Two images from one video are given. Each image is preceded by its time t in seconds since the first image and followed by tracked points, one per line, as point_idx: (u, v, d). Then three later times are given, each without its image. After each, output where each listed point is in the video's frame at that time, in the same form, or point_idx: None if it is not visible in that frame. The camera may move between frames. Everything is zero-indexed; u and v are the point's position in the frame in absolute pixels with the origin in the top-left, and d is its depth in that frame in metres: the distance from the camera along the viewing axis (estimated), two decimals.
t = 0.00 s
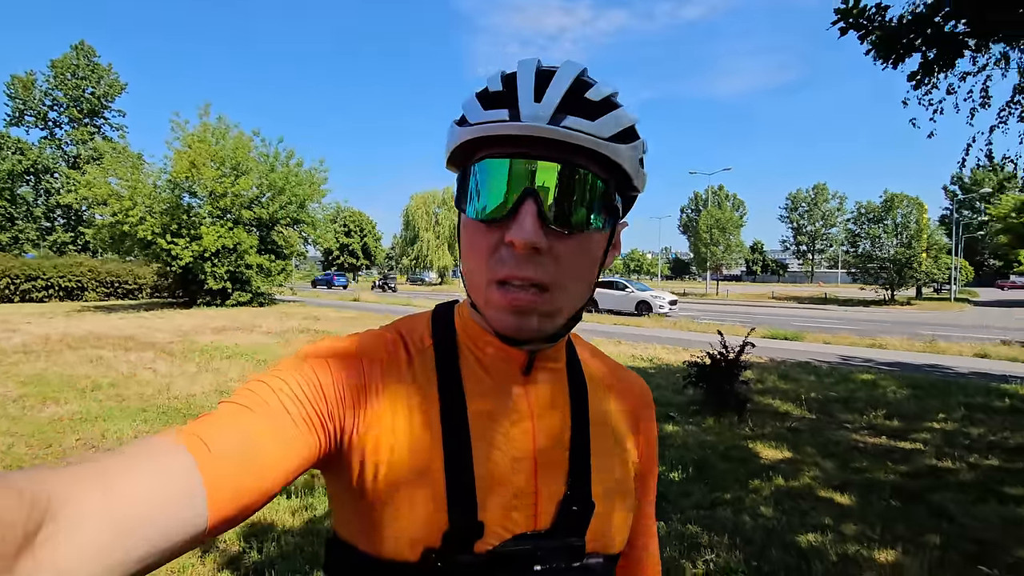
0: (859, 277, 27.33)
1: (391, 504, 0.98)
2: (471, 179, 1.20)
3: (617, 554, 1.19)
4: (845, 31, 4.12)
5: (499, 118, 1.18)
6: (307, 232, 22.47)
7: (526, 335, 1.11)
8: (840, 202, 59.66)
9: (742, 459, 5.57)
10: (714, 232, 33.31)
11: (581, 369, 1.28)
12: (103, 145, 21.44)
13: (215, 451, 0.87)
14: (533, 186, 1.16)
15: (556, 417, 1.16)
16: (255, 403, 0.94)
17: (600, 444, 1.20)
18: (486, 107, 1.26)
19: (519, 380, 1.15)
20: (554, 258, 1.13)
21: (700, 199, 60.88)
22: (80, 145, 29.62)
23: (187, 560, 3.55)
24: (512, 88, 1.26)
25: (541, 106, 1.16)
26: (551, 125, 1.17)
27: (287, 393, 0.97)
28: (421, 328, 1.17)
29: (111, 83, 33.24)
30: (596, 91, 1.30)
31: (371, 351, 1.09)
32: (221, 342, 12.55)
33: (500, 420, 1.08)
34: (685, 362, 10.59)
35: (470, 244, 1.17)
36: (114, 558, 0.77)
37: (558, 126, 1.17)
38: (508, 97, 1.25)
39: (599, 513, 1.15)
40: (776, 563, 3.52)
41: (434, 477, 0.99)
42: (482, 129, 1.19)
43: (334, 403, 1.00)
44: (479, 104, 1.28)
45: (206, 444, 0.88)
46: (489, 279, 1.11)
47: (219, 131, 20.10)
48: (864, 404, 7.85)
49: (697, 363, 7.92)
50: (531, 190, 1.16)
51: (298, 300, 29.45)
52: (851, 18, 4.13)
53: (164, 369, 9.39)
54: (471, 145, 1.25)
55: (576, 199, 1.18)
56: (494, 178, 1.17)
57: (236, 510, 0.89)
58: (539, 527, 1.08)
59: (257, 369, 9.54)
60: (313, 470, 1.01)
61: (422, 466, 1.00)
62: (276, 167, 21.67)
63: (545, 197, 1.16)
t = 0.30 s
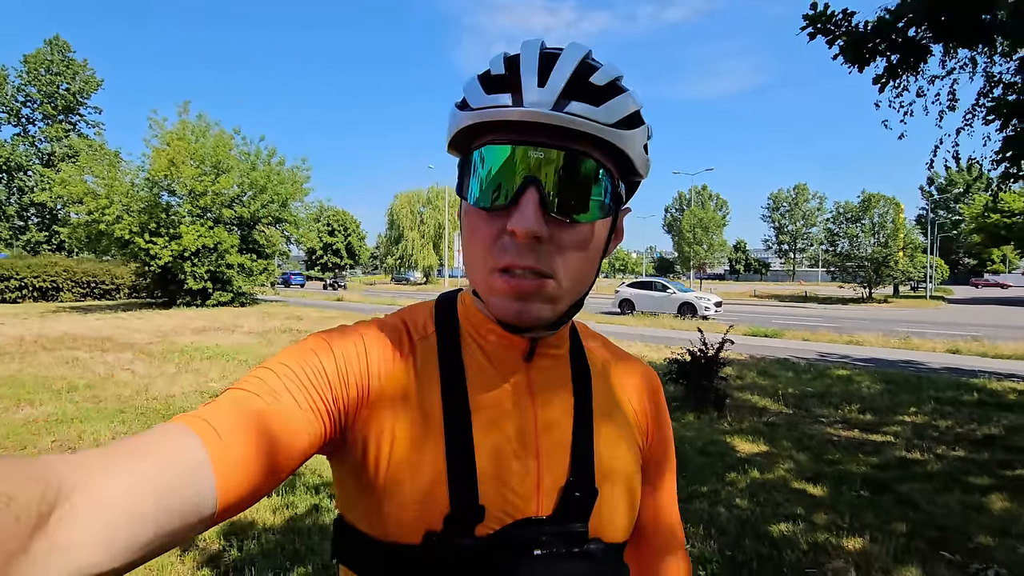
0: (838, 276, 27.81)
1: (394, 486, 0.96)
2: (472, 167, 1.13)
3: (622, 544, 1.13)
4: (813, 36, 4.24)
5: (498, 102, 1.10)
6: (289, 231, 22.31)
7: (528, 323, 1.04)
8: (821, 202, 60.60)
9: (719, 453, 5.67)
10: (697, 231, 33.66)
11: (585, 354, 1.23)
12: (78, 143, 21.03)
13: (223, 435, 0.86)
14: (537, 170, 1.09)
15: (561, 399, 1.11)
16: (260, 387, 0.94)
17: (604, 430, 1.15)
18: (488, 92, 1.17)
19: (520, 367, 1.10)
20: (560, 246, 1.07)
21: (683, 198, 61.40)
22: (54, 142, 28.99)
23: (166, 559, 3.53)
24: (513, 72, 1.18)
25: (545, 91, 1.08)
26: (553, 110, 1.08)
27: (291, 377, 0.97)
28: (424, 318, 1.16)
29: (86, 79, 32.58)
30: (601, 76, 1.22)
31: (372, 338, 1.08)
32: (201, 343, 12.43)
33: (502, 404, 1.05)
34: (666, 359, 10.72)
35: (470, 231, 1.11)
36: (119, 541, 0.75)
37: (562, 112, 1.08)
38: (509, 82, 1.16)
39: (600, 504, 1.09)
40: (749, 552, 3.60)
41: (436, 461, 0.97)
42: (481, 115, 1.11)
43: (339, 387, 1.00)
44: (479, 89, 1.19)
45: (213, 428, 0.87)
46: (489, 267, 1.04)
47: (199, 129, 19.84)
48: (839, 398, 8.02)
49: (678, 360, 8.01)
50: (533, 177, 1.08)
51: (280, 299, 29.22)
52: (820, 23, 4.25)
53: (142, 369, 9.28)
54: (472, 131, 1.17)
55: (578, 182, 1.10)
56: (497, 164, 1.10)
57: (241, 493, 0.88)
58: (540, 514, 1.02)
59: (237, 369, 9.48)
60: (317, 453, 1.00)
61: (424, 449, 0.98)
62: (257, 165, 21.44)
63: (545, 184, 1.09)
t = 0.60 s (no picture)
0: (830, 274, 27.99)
1: (384, 483, 0.96)
2: (469, 169, 1.15)
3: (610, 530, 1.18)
4: (801, 40, 4.32)
5: (507, 108, 1.11)
6: (283, 229, 22.26)
7: (524, 321, 1.07)
8: (814, 200, 60.92)
9: (709, 449, 5.75)
10: (691, 230, 33.79)
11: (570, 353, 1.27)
12: (70, 140, 20.90)
13: (210, 433, 0.87)
14: (537, 175, 1.12)
15: (549, 395, 1.14)
16: (248, 389, 0.93)
17: (591, 422, 1.19)
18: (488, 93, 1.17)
19: (509, 364, 1.12)
20: (556, 247, 1.10)
21: (678, 197, 61.61)
22: (46, 139, 28.77)
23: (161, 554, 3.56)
24: (519, 77, 1.19)
25: (549, 100, 1.11)
26: (560, 120, 1.12)
27: (279, 376, 0.96)
28: (412, 317, 1.15)
29: (78, 75, 32.32)
30: (600, 85, 1.27)
31: (360, 336, 1.07)
32: (195, 341, 12.43)
33: (494, 400, 1.06)
34: (659, 357, 10.79)
35: (466, 233, 1.13)
36: (112, 544, 0.76)
37: (566, 121, 1.12)
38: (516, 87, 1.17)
39: (591, 494, 1.14)
40: (735, 545, 3.68)
41: (428, 459, 0.97)
42: (487, 120, 1.11)
43: (329, 385, 0.99)
44: (482, 91, 1.19)
45: (201, 429, 0.87)
46: (489, 269, 1.06)
47: (192, 126, 19.75)
48: (829, 395, 8.12)
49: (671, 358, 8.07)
50: (531, 181, 1.11)
51: (274, 297, 29.14)
52: (807, 27, 4.33)
53: (135, 367, 9.28)
54: (467, 135, 1.18)
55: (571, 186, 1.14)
56: (495, 167, 1.12)
57: (230, 496, 0.88)
58: (534, 504, 1.05)
59: (232, 367, 9.49)
60: (307, 455, 0.99)
61: (415, 448, 0.97)
62: (251, 163, 21.38)
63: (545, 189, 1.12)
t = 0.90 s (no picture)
0: (832, 272, 27.96)
1: (368, 494, 0.98)
2: (474, 176, 1.15)
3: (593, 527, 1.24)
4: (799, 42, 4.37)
5: (523, 121, 1.14)
6: (286, 226, 22.35)
7: (522, 328, 1.13)
8: (816, 197, 60.85)
9: (707, 446, 5.80)
10: (693, 227, 33.79)
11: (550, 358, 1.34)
12: (75, 137, 21.00)
13: (187, 453, 0.87)
14: (545, 185, 1.17)
15: (534, 397, 1.21)
16: (225, 405, 0.94)
17: (574, 420, 1.28)
18: (501, 105, 1.19)
19: (495, 370, 1.18)
20: (557, 256, 1.16)
21: (680, 194, 61.56)
22: (50, 136, 28.90)
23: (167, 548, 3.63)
24: (532, 89, 1.22)
25: (569, 117, 1.17)
26: (575, 137, 1.18)
27: (258, 394, 0.97)
28: (390, 328, 1.18)
29: (82, 72, 32.44)
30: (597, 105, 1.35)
31: (340, 349, 1.09)
32: (200, 337, 12.53)
33: (485, 407, 1.11)
34: (660, 354, 10.83)
35: (467, 239, 1.13)
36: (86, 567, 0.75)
37: (581, 138, 1.19)
38: (529, 99, 1.20)
39: (578, 490, 1.21)
40: (733, 542, 3.74)
41: (416, 468, 1.00)
42: (505, 130, 1.13)
43: (308, 399, 1.01)
44: (493, 99, 1.20)
45: (176, 448, 0.87)
46: (495, 276, 1.09)
47: (196, 124, 19.81)
48: (829, 393, 8.16)
49: (671, 355, 8.09)
50: (541, 192, 1.16)
51: (277, 294, 29.25)
52: (805, 30, 4.38)
53: (141, 364, 9.38)
54: (471, 144, 1.18)
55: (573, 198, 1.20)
56: (505, 176, 1.14)
57: (208, 518, 0.88)
58: (523, 506, 1.10)
59: (236, 363, 9.58)
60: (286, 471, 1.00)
61: (400, 458, 1.00)
62: (254, 160, 21.47)
63: (555, 201, 1.18)
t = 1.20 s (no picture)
0: (836, 269, 27.86)
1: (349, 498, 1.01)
2: (455, 184, 1.17)
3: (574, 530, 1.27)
4: (800, 41, 4.39)
5: (504, 129, 1.17)
6: (289, 224, 22.41)
7: (505, 332, 1.15)
8: (820, 194, 60.62)
9: (708, 444, 5.83)
10: (696, 224, 33.71)
11: (531, 362, 1.36)
12: (80, 136, 21.08)
13: (169, 462, 0.89)
14: (526, 192, 1.19)
15: (516, 398, 1.24)
16: (205, 412, 0.96)
17: (555, 421, 1.32)
18: (481, 112, 1.21)
19: (476, 374, 1.21)
20: (540, 263, 1.18)
21: (683, 191, 61.44)
22: (55, 135, 28.99)
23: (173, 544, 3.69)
24: (511, 99, 1.24)
25: (548, 125, 1.20)
26: (554, 143, 1.21)
27: (240, 400, 0.99)
28: (373, 333, 1.20)
29: (86, 71, 32.50)
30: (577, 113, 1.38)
31: (323, 356, 1.12)
32: (204, 335, 12.60)
33: (467, 411, 1.13)
34: (662, 352, 10.83)
35: (449, 245, 1.15)
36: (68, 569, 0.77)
37: (561, 146, 1.22)
38: (508, 107, 1.23)
39: (560, 491, 1.23)
40: (732, 539, 3.76)
41: (397, 473, 1.03)
42: (485, 139, 1.16)
43: (290, 407, 1.03)
44: (474, 107, 1.22)
45: (156, 456, 0.89)
46: (476, 282, 1.11)
47: (199, 122, 19.86)
48: (830, 391, 8.16)
49: (672, 353, 8.10)
50: (523, 199, 1.19)
51: (280, 292, 29.32)
52: (805, 29, 4.40)
53: (146, 361, 9.43)
54: (451, 152, 1.20)
55: (553, 204, 1.22)
56: (485, 183, 1.16)
57: (190, 523, 0.90)
58: (507, 510, 1.12)
59: (240, 361, 9.63)
60: (269, 477, 1.02)
61: (380, 466, 1.02)
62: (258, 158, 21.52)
63: (536, 207, 1.20)
